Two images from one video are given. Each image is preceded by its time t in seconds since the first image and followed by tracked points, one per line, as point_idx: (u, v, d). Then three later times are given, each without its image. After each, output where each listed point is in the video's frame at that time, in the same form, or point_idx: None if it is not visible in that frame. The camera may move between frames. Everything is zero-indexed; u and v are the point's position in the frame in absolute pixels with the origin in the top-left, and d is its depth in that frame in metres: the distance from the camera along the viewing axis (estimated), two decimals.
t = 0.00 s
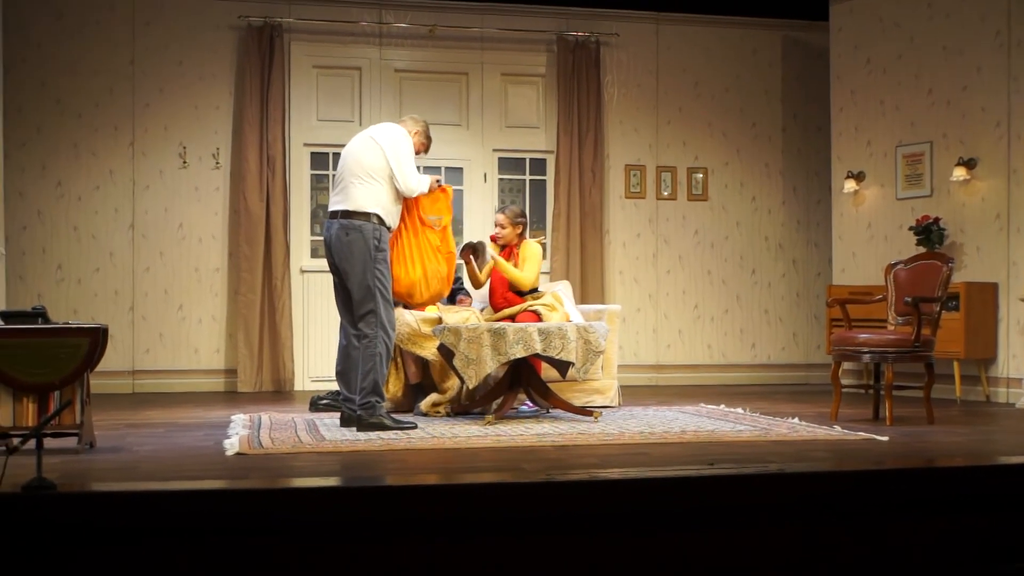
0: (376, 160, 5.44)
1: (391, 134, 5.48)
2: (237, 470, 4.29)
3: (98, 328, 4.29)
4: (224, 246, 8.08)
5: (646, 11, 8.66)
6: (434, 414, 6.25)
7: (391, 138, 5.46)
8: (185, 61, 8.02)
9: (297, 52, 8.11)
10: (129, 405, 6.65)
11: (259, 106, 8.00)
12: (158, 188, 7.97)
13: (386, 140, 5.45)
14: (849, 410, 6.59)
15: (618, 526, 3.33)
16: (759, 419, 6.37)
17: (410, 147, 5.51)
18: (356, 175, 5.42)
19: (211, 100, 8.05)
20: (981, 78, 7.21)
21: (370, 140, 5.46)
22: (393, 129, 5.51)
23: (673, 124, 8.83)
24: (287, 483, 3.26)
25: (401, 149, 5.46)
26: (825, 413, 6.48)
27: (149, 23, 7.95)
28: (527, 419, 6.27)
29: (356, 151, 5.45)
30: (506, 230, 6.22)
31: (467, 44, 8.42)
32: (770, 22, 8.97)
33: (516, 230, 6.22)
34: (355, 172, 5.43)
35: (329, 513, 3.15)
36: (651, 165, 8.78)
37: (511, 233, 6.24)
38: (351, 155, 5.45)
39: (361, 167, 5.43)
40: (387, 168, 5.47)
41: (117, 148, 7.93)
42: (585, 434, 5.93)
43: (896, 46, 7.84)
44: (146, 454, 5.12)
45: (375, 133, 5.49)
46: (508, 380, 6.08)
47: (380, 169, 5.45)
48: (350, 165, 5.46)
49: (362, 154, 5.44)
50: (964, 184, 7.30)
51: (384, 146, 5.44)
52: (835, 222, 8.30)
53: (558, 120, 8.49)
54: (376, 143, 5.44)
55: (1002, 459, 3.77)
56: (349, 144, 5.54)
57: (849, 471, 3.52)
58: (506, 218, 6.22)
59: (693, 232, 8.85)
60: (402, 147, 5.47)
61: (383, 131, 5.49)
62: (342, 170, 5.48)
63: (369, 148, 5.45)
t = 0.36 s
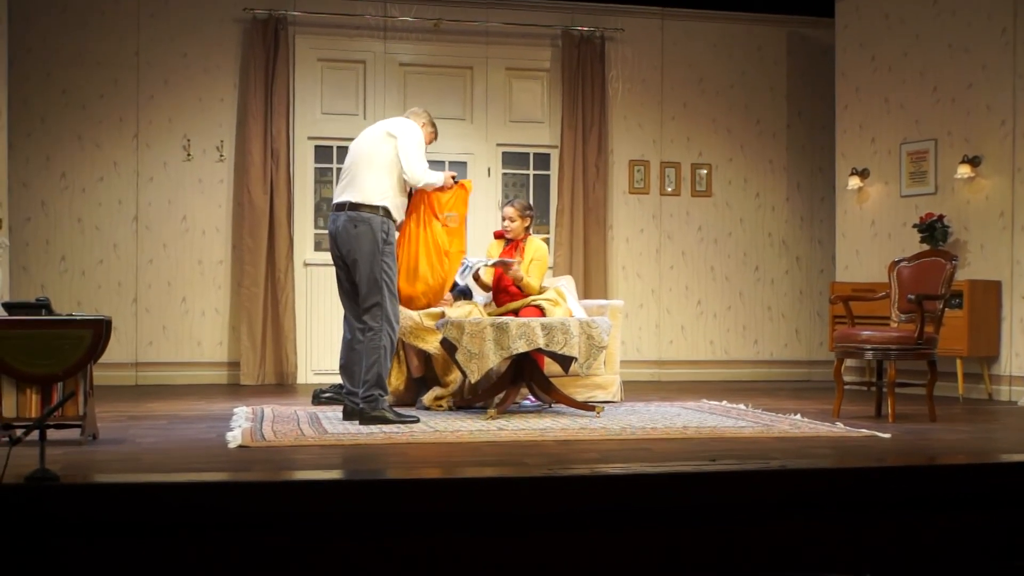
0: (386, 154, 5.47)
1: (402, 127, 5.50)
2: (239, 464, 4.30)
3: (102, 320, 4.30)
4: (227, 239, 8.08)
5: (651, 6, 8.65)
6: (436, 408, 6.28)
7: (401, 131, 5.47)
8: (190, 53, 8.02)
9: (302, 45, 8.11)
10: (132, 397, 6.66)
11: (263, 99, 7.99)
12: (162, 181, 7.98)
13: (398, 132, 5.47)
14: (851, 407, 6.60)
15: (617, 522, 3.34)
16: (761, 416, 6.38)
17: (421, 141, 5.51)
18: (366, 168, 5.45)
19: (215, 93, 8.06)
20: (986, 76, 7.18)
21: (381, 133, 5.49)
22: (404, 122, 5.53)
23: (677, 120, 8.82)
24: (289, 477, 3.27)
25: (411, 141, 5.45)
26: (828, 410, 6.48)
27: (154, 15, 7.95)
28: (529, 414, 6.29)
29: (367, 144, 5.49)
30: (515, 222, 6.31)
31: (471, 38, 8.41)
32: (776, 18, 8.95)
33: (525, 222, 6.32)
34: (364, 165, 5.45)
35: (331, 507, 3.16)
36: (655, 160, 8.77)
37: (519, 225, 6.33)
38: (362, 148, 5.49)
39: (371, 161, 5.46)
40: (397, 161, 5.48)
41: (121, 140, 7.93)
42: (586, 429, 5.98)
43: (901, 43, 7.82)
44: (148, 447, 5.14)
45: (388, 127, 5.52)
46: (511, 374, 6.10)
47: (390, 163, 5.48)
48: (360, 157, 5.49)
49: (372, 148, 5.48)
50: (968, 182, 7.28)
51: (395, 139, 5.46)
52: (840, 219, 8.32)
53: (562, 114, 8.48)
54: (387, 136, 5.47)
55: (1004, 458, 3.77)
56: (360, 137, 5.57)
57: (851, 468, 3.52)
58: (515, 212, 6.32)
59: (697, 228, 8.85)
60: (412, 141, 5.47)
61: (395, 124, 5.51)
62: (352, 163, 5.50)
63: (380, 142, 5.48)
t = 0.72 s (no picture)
0: (394, 155, 5.49)
1: (409, 127, 5.53)
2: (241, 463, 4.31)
3: (104, 320, 4.31)
4: (230, 239, 8.09)
5: (654, 6, 8.65)
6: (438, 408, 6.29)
7: (408, 132, 5.52)
8: (194, 53, 8.03)
9: (305, 45, 8.11)
10: (134, 396, 6.67)
11: (266, 98, 8.00)
12: (165, 180, 7.98)
13: (405, 133, 5.51)
14: (854, 407, 6.59)
15: (618, 521, 3.34)
16: (763, 417, 6.38)
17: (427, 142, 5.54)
18: (374, 167, 5.45)
19: (218, 92, 8.06)
20: (988, 77, 7.18)
21: (390, 134, 5.51)
22: (409, 123, 5.57)
23: (680, 121, 8.82)
24: (292, 475, 3.27)
25: (417, 142, 5.48)
26: (830, 411, 6.48)
27: (158, 15, 7.96)
28: (531, 415, 6.30)
29: (374, 145, 5.50)
30: (523, 218, 6.33)
31: (474, 38, 8.41)
32: (779, 19, 8.95)
33: (533, 219, 6.35)
34: (372, 164, 5.46)
35: (332, 506, 3.17)
36: (658, 161, 8.77)
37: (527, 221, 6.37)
38: (369, 149, 5.50)
39: (379, 161, 5.47)
40: (402, 163, 5.51)
41: (124, 139, 7.94)
42: (588, 429, 6.00)
43: (905, 44, 7.82)
44: (150, 447, 5.14)
45: (395, 128, 5.54)
46: (513, 374, 6.12)
47: (397, 164, 5.50)
48: (367, 157, 5.49)
49: (380, 148, 5.49)
50: (971, 182, 7.27)
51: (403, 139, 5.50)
52: (843, 220, 8.32)
53: (565, 114, 8.48)
54: (395, 137, 5.50)
55: (1007, 458, 3.76)
56: (365, 137, 5.58)
57: (854, 468, 3.52)
58: (527, 209, 6.36)
59: (700, 228, 8.85)
60: (418, 141, 5.49)
61: (404, 126, 5.54)
62: (358, 163, 5.50)
63: (388, 142, 5.50)
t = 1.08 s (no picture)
0: (392, 152, 5.49)
1: (407, 124, 5.52)
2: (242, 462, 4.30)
3: (106, 317, 4.31)
4: (233, 237, 8.07)
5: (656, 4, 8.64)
6: (440, 407, 6.29)
7: (406, 129, 5.50)
8: (195, 51, 8.02)
9: (306, 43, 8.10)
10: (136, 395, 6.67)
11: (268, 97, 7.99)
12: (166, 178, 7.98)
13: (403, 130, 5.48)
14: (856, 406, 6.58)
15: (618, 521, 3.34)
16: (765, 416, 6.38)
17: (425, 138, 5.54)
18: (373, 166, 5.45)
19: (220, 90, 8.05)
20: (991, 74, 7.16)
21: (387, 133, 5.50)
22: (406, 120, 5.56)
23: (682, 119, 8.80)
24: (293, 475, 3.26)
25: (414, 138, 5.46)
26: (832, 410, 6.47)
27: (159, 13, 7.95)
28: (533, 413, 6.30)
29: (372, 143, 5.50)
30: (526, 216, 6.34)
31: (476, 35, 8.40)
32: (782, 16, 8.93)
33: (536, 218, 6.37)
34: (371, 164, 5.46)
35: (334, 506, 3.17)
36: (660, 159, 8.76)
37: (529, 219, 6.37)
38: (368, 148, 5.50)
39: (378, 159, 5.47)
40: (400, 159, 5.50)
41: (126, 138, 7.94)
42: (590, 428, 6.01)
43: (907, 42, 7.81)
44: (152, 446, 5.15)
45: (393, 126, 5.54)
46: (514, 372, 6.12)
47: (395, 161, 5.49)
48: (366, 155, 5.49)
49: (378, 146, 5.49)
50: (975, 180, 7.26)
51: (400, 137, 5.48)
52: (845, 218, 8.30)
53: (568, 112, 8.46)
54: (392, 135, 5.49)
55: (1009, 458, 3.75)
56: (364, 136, 5.58)
57: (856, 467, 3.51)
58: (531, 208, 6.37)
59: (702, 227, 8.83)
60: (415, 137, 5.49)
61: (401, 123, 5.52)
62: (358, 162, 5.51)
63: (386, 140, 5.50)
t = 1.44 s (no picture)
0: (384, 125, 4.80)
1: (402, 95, 4.83)
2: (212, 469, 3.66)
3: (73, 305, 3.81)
4: (212, 220, 7.45)
5: None
6: (442, 407, 5.64)
7: (401, 101, 4.82)
8: (171, 18, 7.41)
9: (292, 7, 7.47)
10: (105, 395, 6.02)
11: (250, 70, 7.38)
12: (137, 157, 7.35)
13: (397, 103, 4.81)
14: (904, 405, 5.94)
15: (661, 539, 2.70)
16: (803, 416, 5.73)
17: (423, 111, 4.87)
18: (365, 141, 4.77)
19: (197, 61, 7.44)
20: None
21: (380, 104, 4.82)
22: (401, 90, 4.87)
23: (708, 88, 8.13)
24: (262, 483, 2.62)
25: (411, 112, 4.81)
26: (878, 409, 5.83)
27: None
28: (544, 414, 5.67)
29: (362, 116, 4.81)
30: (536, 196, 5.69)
31: None
32: None
33: (548, 199, 5.72)
34: (362, 139, 4.77)
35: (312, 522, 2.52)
36: (684, 132, 8.09)
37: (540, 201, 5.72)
38: (357, 121, 4.81)
39: (369, 133, 4.77)
40: (394, 134, 4.81)
41: (95, 114, 7.33)
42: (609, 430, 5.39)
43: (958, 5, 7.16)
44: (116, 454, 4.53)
45: (386, 96, 4.85)
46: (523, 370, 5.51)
47: (387, 136, 4.80)
48: (355, 129, 4.80)
49: (369, 118, 4.79)
50: None
51: (395, 109, 4.80)
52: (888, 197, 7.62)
53: (581, 81, 7.82)
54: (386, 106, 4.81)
55: None
56: (354, 108, 4.88)
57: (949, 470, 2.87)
58: (542, 188, 5.72)
59: (730, 206, 8.17)
60: (412, 110, 4.82)
61: (395, 94, 4.84)
62: (347, 136, 4.80)
63: (378, 112, 4.81)
